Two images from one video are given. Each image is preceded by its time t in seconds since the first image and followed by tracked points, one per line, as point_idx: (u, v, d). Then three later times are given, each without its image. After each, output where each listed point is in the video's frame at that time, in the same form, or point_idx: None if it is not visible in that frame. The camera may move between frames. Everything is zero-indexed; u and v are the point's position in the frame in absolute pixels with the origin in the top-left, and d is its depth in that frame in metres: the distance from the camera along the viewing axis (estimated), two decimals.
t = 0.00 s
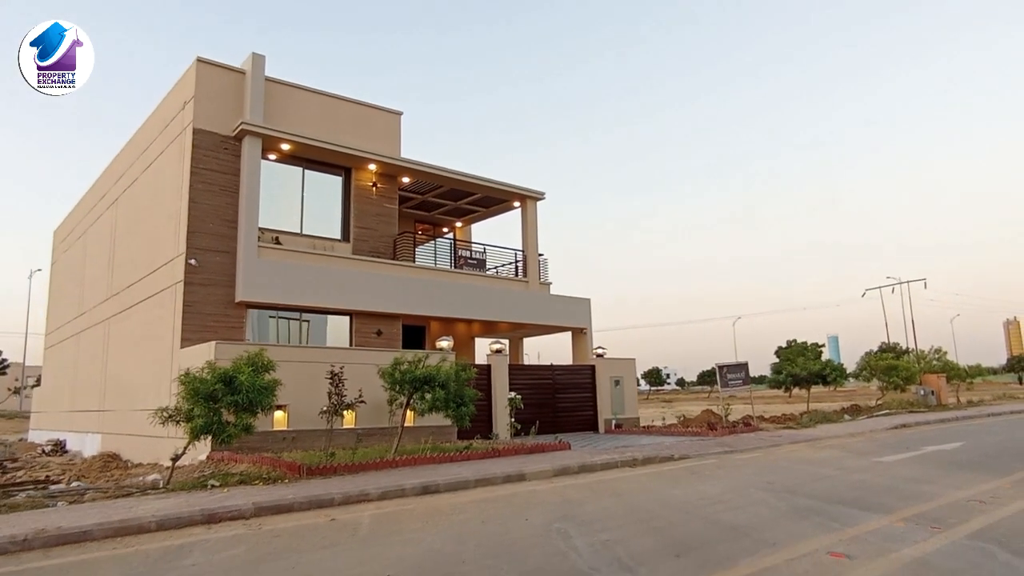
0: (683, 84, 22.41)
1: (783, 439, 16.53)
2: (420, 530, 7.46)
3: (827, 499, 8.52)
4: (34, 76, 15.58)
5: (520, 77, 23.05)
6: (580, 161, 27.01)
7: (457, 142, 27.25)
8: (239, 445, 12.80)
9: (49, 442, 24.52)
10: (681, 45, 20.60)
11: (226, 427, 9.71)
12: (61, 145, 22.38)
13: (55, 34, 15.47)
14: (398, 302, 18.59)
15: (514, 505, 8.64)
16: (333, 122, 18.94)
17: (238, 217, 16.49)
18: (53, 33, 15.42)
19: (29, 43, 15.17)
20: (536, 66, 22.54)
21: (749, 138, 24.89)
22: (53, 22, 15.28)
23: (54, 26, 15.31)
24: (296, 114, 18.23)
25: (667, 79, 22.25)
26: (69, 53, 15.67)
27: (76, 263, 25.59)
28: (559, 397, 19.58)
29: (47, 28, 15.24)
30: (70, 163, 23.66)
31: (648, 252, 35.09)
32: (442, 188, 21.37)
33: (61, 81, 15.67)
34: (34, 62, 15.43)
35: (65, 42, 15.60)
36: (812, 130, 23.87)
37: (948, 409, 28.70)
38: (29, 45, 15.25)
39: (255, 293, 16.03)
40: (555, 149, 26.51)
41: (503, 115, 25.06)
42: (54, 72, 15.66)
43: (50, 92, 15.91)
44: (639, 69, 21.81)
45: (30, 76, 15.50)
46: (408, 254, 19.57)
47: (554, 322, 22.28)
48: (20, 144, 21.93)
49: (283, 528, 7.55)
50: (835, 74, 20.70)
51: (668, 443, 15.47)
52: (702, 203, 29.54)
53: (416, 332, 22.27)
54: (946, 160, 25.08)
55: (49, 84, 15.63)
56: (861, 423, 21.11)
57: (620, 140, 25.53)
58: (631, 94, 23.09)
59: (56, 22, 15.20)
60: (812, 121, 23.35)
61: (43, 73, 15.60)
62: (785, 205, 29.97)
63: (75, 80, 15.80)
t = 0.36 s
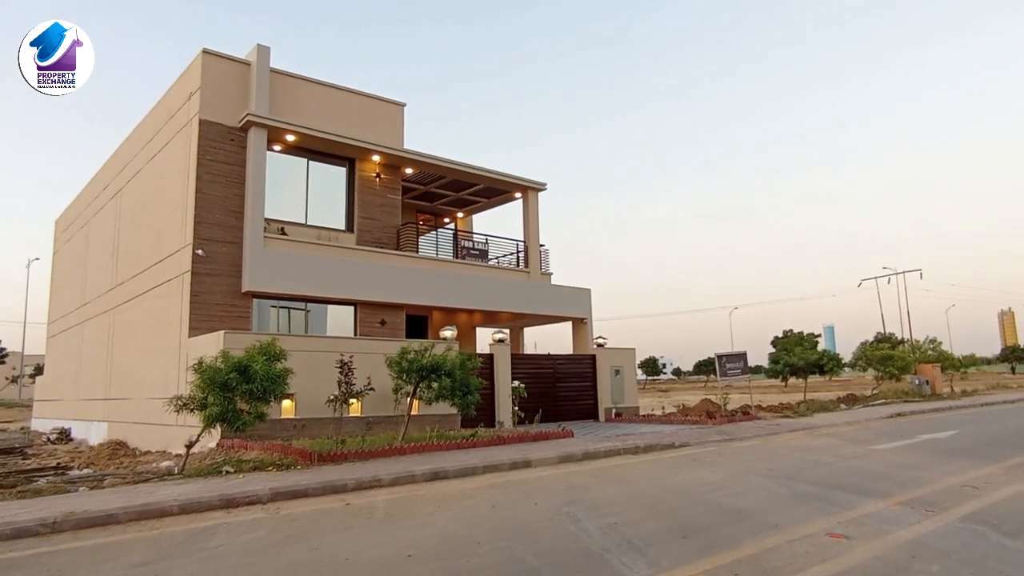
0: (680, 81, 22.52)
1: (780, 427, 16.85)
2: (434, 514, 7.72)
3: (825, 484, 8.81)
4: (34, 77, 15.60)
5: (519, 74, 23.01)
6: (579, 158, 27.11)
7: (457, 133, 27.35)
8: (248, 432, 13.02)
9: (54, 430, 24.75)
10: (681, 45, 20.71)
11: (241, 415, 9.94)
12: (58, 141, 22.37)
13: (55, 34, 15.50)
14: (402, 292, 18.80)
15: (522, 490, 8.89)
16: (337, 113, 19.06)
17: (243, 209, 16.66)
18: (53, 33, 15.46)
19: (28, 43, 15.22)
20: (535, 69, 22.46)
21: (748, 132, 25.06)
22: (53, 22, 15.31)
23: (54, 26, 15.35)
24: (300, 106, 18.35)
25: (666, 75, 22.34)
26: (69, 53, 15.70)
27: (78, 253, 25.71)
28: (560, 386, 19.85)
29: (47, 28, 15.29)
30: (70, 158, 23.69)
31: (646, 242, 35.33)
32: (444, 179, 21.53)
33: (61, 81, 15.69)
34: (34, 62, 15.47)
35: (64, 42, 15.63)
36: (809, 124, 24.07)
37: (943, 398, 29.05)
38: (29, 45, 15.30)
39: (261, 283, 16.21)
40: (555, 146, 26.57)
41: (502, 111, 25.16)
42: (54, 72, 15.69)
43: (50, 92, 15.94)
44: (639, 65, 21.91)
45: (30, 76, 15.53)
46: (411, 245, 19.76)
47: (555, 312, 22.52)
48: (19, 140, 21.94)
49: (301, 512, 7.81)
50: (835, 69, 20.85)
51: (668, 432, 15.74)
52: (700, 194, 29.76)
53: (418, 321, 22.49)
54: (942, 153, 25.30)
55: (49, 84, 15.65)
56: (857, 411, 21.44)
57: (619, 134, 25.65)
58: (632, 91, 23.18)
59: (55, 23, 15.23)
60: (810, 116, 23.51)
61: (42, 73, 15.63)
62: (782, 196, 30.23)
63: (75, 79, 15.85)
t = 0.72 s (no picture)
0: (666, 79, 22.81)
1: (766, 424, 17.21)
2: (434, 507, 7.94)
3: (811, 478, 9.12)
4: (34, 77, 15.67)
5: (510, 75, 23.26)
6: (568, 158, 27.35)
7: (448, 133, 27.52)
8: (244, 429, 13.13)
9: (41, 427, 24.64)
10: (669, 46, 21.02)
11: (241, 412, 10.09)
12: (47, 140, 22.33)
13: (56, 34, 15.59)
14: (395, 290, 18.97)
15: (518, 485, 9.13)
16: (331, 113, 19.18)
17: (237, 207, 16.75)
18: (53, 33, 15.54)
19: (29, 43, 15.31)
20: (526, 69, 22.68)
21: (734, 133, 25.42)
22: (53, 22, 15.39)
23: (54, 26, 15.43)
24: (294, 105, 18.45)
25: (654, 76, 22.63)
26: (70, 54, 15.78)
27: (67, 249, 25.62)
28: (550, 383, 20.10)
29: (48, 28, 15.38)
30: (60, 155, 23.64)
31: (634, 241, 35.68)
32: (436, 179, 21.71)
33: (62, 82, 15.78)
34: (34, 62, 15.54)
35: (65, 43, 15.72)
36: (793, 123, 24.48)
37: (925, 395, 29.60)
38: (29, 45, 15.38)
39: (255, 281, 16.31)
40: (546, 147, 26.79)
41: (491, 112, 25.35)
42: (55, 72, 15.77)
43: (50, 93, 16.01)
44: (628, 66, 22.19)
45: (30, 77, 15.61)
46: (403, 244, 19.93)
47: (545, 310, 22.78)
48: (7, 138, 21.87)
49: (305, 506, 8.00)
50: (820, 72, 21.28)
51: (657, 428, 16.05)
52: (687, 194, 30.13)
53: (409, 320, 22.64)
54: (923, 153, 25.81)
55: (49, 85, 15.74)
56: (841, 409, 21.87)
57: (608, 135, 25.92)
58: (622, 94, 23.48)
59: (56, 23, 15.32)
60: (794, 115, 23.90)
61: (43, 74, 15.71)
62: (767, 195, 30.67)
63: (75, 80, 15.93)
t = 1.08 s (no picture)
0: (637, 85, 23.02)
1: (733, 417, 17.75)
2: (418, 496, 8.18)
3: (776, 468, 9.57)
4: (34, 77, 17.08)
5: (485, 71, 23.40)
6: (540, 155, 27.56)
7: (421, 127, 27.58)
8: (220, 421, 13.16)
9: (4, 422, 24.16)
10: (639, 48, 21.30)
11: (222, 405, 10.19)
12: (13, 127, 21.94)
13: (56, 35, 17.00)
14: (370, 284, 19.06)
15: (497, 475, 9.41)
16: (306, 106, 19.17)
17: (212, 200, 16.70)
18: (54, 33, 16.93)
19: (30, 43, 16.73)
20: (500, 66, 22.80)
21: (703, 133, 25.91)
22: (54, 23, 16.77)
23: (55, 27, 16.82)
24: (270, 98, 18.41)
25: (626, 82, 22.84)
26: (69, 54, 17.19)
27: (31, 240, 25.16)
28: (523, 377, 20.41)
29: (48, 30, 16.78)
30: (25, 144, 23.24)
31: (604, 235, 36.13)
32: (411, 173, 21.81)
33: (61, 81, 17.23)
34: (35, 62, 16.94)
35: (65, 43, 17.12)
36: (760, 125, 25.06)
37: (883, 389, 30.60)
38: (30, 45, 16.78)
39: (230, 273, 16.29)
40: (518, 144, 27.00)
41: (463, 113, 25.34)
42: (54, 72, 17.20)
43: (50, 91, 17.45)
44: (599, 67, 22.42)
45: (31, 76, 17.02)
46: (378, 238, 20.02)
47: (518, 305, 23.06)
48: None
49: (289, 496, 8.18)
50: (785, 75, 21.78)
51: (627, 421, 16.45)
52: (657, 190, 30.63)
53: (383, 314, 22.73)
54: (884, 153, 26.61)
55: (49, 84, 17.17)
56: (803, 403, 22.53)
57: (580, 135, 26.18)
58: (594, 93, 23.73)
59: (56, 24, 16.73)
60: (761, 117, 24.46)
61: (44, 73, 17.13)
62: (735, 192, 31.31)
63: (75, 80, 17.37)
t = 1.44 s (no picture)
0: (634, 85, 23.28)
1: (727, 414, 18.06)
2: (423, 489, 8.43)
3: (770, 461, 9.87)
4: (34, 77, 17.20)
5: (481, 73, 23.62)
6: (536, 155, 27.81)
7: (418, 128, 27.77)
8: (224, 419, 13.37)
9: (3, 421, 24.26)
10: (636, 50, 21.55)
11: (231, 403, 10.42)
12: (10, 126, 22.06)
13: (57, 34, 17.13)
14: (369, 283, 19.25)
15: (500, 469, 9.67)
16: (305, 107, 19.36)
17: (213, 200, 16.88)
18: (53, 33, 17.07)
19: (30, 43, 16.85)
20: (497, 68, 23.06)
21: (697, 132, 26.20)
22: (54, 24, 16.91)
23: (55, 27, 16.97)
24: (269, 99, 18.59)
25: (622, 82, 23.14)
26: (70, 53, 17.34)
27: (28, 240, 25.23)
28: (520, 375, 20.66)
29: (48, 28, 16.90)
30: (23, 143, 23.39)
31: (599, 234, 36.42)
32: (408, 174, 22.01)
33: (61, 81, 17.37)
34: (35, 62, 17.06)
35: (66, 42, 17.27)
36: (754, 126, 25.38)
37: (874, 387, 31.04)
38: (30, 45, 16.91)
39: (232, 273, 16.47)
40: (514, 144, 27.24)
41: (460, 113, 25.58)
42: (54, 72, 17.33)
43: (49, 91, 17.58)
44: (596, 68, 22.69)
45: (31, 76, 17.13)
46: (377, 238, 20.24)
47: (514, 304, 23.29)
48: None
49: (299, 490, 8.41)
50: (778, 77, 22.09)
51: (623, 418, 16.74)
52: (652, 189, 30.90)
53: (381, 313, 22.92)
54: (875, 152, 26.96)
55: (49, 84, 17.31)
56: (796, 400, 22.89)
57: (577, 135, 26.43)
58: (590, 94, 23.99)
59: (57, 23, 16.87)
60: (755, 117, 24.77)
61: (44, 73, 17.25)
62: (728, 192, 31.65)
63: (74, 79, 17.50)
